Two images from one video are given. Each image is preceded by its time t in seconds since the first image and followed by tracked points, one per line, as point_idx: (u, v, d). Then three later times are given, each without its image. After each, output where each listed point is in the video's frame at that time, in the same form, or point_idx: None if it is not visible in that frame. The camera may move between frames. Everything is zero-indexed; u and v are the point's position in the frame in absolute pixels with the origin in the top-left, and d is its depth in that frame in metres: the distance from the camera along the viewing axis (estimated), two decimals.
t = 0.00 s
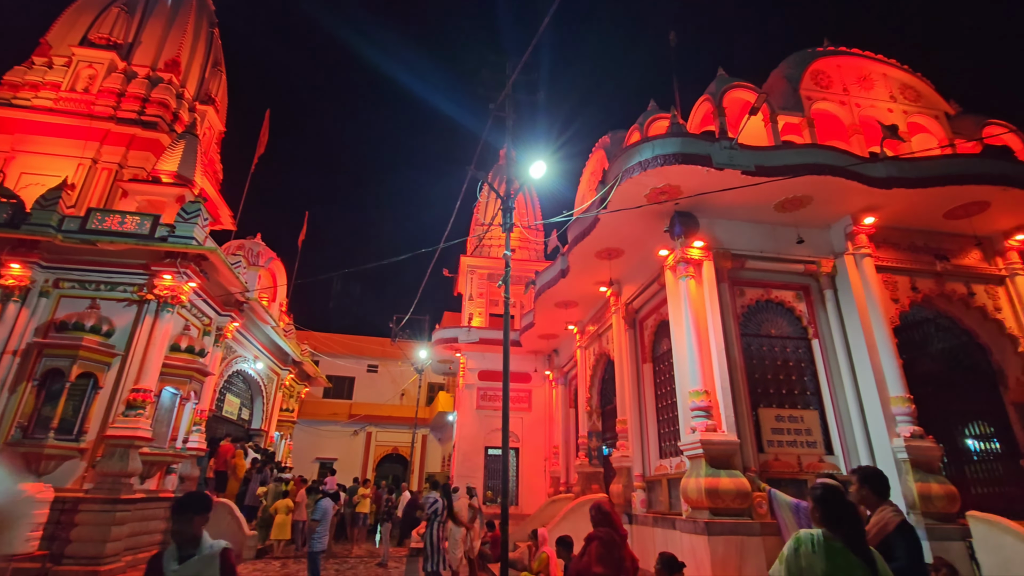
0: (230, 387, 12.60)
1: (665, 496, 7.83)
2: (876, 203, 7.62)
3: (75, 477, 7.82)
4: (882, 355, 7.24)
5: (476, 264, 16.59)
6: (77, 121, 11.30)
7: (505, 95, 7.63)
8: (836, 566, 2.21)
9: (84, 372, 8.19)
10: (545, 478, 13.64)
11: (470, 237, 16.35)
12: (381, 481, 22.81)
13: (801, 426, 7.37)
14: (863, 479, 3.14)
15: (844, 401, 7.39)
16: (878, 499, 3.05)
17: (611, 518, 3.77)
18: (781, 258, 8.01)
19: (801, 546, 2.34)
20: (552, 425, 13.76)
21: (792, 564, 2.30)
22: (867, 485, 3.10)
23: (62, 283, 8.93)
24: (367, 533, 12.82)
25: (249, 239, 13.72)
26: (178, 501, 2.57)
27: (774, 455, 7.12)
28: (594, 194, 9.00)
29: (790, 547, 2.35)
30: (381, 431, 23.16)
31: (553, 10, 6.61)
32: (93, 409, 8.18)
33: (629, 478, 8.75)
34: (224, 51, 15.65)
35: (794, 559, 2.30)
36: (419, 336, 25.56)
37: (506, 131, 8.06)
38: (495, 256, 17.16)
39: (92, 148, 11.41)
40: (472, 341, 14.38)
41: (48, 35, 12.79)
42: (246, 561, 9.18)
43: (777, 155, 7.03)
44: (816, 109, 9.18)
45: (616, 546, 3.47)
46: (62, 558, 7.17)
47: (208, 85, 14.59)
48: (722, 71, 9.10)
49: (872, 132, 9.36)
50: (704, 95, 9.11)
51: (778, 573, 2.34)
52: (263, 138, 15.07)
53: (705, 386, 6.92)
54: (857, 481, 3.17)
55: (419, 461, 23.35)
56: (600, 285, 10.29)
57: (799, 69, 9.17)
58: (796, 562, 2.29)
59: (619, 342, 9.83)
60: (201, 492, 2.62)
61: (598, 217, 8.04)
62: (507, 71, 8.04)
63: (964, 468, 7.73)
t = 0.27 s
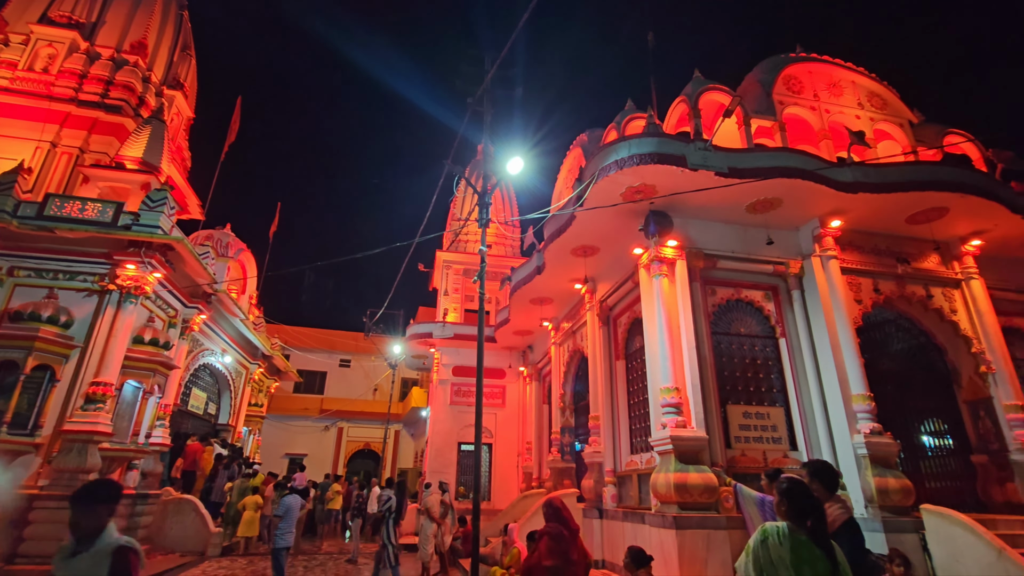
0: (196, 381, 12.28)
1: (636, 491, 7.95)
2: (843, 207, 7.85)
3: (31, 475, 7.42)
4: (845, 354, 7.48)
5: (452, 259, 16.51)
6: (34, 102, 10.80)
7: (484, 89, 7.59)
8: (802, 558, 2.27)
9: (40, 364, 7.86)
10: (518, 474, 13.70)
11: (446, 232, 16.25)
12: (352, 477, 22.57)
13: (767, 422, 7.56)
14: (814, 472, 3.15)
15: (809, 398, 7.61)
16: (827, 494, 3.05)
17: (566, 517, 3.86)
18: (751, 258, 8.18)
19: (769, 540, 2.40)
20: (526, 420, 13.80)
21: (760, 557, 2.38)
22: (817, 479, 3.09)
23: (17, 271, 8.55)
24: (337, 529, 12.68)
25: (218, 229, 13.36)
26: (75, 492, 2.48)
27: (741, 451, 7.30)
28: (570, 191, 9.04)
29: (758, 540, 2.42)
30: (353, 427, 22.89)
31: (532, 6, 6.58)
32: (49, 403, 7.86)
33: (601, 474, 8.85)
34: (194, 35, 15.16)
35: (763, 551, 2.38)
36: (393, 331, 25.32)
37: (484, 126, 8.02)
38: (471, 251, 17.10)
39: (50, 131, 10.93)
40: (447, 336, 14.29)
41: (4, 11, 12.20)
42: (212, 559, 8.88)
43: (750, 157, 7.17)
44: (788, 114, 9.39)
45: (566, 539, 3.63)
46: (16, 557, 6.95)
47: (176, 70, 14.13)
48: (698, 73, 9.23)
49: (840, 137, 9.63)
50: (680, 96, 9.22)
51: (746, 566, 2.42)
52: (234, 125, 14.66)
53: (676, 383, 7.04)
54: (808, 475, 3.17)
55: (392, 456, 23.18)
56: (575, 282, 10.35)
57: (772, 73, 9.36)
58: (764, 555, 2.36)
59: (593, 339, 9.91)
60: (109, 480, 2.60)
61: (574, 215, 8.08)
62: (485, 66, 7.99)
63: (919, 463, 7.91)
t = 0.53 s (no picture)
0: (163, 374, 11.97)
1: (610, 486, 8.04)
2: (815, 209, 8.04)
3: None
4: (814, 353, 7.67)
5: (430, 253, 16.41)
6: None
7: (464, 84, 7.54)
8: (766, 550, 2.33)
9: None
10: (494, 469, 13.72)
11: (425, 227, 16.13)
12: (326, 473, 22.31)
13: (739, 419, 7.71)
14: (767, 467, 3.32)
15: (779, 396, 7.79)
16: (782, 486, 3.24)
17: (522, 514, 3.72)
18: (726, 258, 8.32)
19: (733, 533, 2.43)
20: (502, 416, 13.82)
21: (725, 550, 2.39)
22: (771, 473, 3.28)
23: None
24: (310, 525, 12.53)
25: (188, 219, 13.01)
26: None
27: (713, 447, 7.44)
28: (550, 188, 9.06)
29: (723, 533, 2.44)
30: (327, 422, 22.61)
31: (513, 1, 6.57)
32: (7, 396, 7.56)
33: (576, 469, 8.92)
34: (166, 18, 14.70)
35: (727, 544, 2.40)
36: (369, 325, 25.05)
37: (464, 121, 7.96)
38: (450, 246, 17.01)
39: (11, 113, 10.49)
40: (424, 331, 14.17)
41: None
42: (179, 556, 8.63)
43: (726, 158, 7.28)
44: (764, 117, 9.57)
45: (526, 537, 3.63)
46: None
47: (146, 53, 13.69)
48: (677, 74, 9.33)
49: (813, 141, 9.86)
50: (659, 96, 9.31)
51: (712, 560, 2.43)
52: (207, 113, 14.27)
53: (651, 380, 7.14)
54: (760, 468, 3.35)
55: (366, 452, 22.98)
56: (553, 279, 10.39)
57: (750, 76, 9.52)
58: (728, 548, 2.39)
59: (570, 335, 9.96)
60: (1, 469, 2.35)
61: (553, 212, 8.09)
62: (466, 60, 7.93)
63: (881, 459, 8.28)
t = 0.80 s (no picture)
0: (132, 368, 11.64)
1: (586, 483, 8.08)
2: (789, 212, 8.20)
3: None
4: (786, 352, 7.83)
5: (409, 249, 16.30)
6: None
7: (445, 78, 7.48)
8: (729, 546, 2.39)
9: None
10: (471, 466, 13.71)
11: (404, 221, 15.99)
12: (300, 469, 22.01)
13: (713, 417, 7.83)
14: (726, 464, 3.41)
15: (752, 395, 7.93)
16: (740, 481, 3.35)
17: (482, 511, 3.95)
18: (703, 258, 8.43)
19: (699, 528, 2.49)
20: (480, 413, 13.79)
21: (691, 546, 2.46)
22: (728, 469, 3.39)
23: None
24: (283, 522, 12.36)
25: (160, 209, 12.68)
26: None
27: (687, 444, 7.55)
28: (530, 185, 9.06)
29: (689, 531, 2.50)
30: (302, 419, 22.29)
31: None
32: None
33: (553, 466, 8.96)
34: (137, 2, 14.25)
35: (693, 540, 2.46)
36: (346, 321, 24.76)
37: (445, 115, 7.90)
38: (430, 242, 16.90)
39: None
40: (402, 328, 14.01)
41: None
42: (146, 554, 8.39)
43: (705, 160, 7.36)
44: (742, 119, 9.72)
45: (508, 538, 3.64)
46: None
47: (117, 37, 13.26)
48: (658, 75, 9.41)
49: (789, 145, 10.04)
50: (640, 97, 9.38)
51: (679, 555, 2.50)
52: (180, 100, 13.89)
53: (628, 378, 7.20)
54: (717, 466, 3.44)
55: (342, 449, 22.74)
56: (533, 277, 10.40)
57: (729, 79, 9.65)
58: (694, 545, 2.44)
59: (549, 333, 9.99)
60: None
61: (533, 209, 8.09)
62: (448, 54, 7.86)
63: (849, 457, 8.45)
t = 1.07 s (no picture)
0: (100, 363, 11.31)
1: (563, 480, 8.12)
2: (766, 214, 8.34)
3: None
4: (761, 352, 7.97)
5: (389, 245, 16.15)
6: None
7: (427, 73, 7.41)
8: (697, 541, 2.42)
9: None
10: (449, 463, 13.67)
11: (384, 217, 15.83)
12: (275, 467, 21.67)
13: (689, 415, 7.92)
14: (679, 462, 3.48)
15: (727, 393, 8.05)
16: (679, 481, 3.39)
17: (453, 511, 3.92)
18: (682, 258, 8.53)
19: (669, 525, 2.53)
20: (459, 411, 13.75)
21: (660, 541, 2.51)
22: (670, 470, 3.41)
23: None
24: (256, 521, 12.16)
25: (131, 200, 12.33)
26: None
27: (664, 442, 7.63)
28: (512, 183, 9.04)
29: (659, 527, 2.54)
30: (277, 415, 21.94)
31: None
32: None
33: (531, 464, 8.97)
34: None
35: (662, 535, 2.51)
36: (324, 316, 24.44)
37: (427, 110, 7.82)
38: (410, 238, 16.77)
39: None
40: (381, 324, 13.87)
41: None
42: (113, 553, 8.18)
43: (685, 161, 7.44)
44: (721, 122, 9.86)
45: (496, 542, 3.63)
46: None
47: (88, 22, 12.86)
48: (640, 75, 9.48)
49: (767, 148, 10.22)
50: (622, 97, 9.45)
51: (647, 551, 2.56)
52: (153, 88, 13.51)
53: (607, 376, 7.25)
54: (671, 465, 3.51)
55: (318, 446, 22.47)
56: (513, 274, 10.39)
57: (709, 81, 9.77)
58: (663, 541, 2.49)
59: (529, 330, 10.00)
60: None
61: (515, 206, 8.07)
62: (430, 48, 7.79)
63: (821, 454, 8.65)
